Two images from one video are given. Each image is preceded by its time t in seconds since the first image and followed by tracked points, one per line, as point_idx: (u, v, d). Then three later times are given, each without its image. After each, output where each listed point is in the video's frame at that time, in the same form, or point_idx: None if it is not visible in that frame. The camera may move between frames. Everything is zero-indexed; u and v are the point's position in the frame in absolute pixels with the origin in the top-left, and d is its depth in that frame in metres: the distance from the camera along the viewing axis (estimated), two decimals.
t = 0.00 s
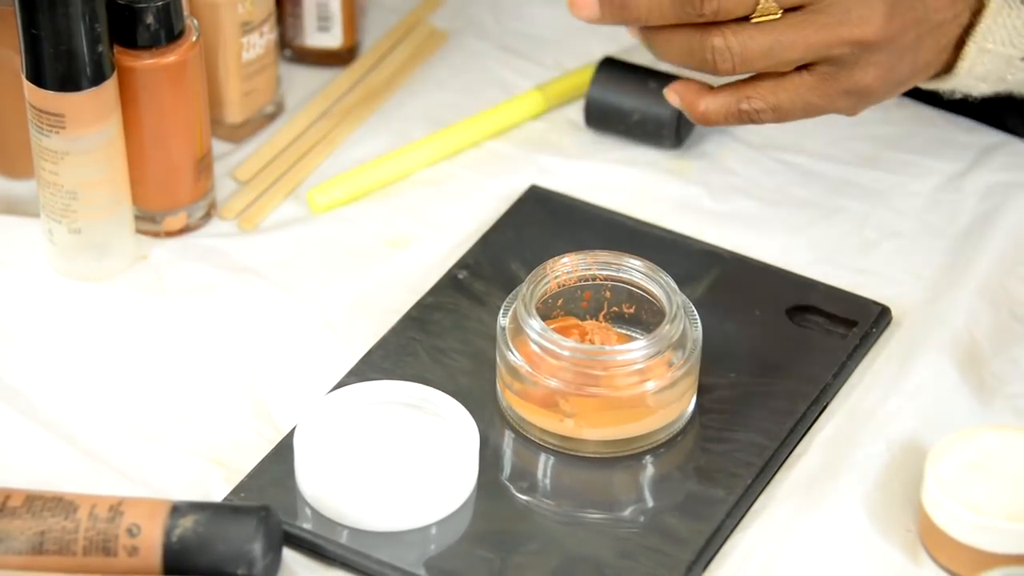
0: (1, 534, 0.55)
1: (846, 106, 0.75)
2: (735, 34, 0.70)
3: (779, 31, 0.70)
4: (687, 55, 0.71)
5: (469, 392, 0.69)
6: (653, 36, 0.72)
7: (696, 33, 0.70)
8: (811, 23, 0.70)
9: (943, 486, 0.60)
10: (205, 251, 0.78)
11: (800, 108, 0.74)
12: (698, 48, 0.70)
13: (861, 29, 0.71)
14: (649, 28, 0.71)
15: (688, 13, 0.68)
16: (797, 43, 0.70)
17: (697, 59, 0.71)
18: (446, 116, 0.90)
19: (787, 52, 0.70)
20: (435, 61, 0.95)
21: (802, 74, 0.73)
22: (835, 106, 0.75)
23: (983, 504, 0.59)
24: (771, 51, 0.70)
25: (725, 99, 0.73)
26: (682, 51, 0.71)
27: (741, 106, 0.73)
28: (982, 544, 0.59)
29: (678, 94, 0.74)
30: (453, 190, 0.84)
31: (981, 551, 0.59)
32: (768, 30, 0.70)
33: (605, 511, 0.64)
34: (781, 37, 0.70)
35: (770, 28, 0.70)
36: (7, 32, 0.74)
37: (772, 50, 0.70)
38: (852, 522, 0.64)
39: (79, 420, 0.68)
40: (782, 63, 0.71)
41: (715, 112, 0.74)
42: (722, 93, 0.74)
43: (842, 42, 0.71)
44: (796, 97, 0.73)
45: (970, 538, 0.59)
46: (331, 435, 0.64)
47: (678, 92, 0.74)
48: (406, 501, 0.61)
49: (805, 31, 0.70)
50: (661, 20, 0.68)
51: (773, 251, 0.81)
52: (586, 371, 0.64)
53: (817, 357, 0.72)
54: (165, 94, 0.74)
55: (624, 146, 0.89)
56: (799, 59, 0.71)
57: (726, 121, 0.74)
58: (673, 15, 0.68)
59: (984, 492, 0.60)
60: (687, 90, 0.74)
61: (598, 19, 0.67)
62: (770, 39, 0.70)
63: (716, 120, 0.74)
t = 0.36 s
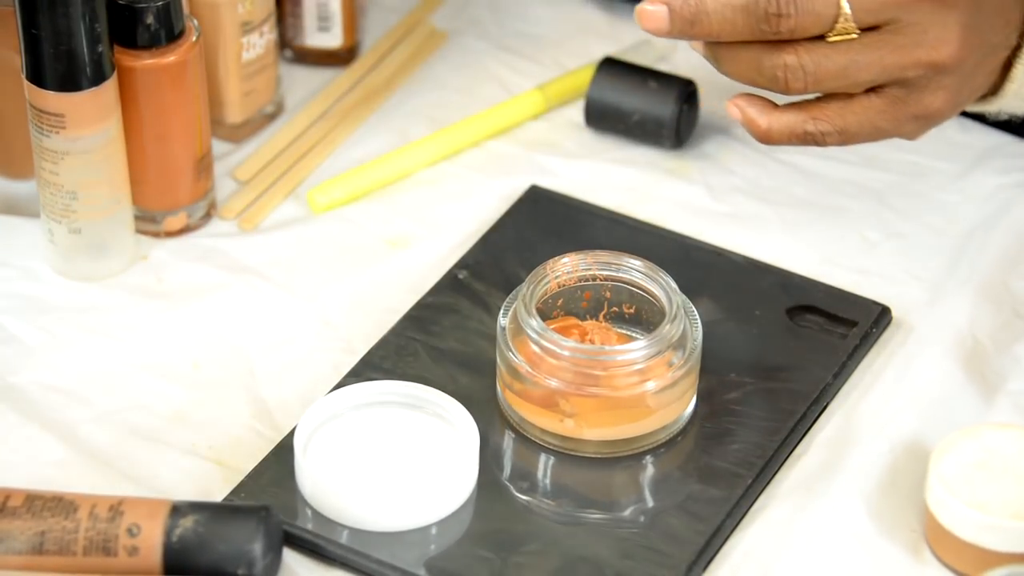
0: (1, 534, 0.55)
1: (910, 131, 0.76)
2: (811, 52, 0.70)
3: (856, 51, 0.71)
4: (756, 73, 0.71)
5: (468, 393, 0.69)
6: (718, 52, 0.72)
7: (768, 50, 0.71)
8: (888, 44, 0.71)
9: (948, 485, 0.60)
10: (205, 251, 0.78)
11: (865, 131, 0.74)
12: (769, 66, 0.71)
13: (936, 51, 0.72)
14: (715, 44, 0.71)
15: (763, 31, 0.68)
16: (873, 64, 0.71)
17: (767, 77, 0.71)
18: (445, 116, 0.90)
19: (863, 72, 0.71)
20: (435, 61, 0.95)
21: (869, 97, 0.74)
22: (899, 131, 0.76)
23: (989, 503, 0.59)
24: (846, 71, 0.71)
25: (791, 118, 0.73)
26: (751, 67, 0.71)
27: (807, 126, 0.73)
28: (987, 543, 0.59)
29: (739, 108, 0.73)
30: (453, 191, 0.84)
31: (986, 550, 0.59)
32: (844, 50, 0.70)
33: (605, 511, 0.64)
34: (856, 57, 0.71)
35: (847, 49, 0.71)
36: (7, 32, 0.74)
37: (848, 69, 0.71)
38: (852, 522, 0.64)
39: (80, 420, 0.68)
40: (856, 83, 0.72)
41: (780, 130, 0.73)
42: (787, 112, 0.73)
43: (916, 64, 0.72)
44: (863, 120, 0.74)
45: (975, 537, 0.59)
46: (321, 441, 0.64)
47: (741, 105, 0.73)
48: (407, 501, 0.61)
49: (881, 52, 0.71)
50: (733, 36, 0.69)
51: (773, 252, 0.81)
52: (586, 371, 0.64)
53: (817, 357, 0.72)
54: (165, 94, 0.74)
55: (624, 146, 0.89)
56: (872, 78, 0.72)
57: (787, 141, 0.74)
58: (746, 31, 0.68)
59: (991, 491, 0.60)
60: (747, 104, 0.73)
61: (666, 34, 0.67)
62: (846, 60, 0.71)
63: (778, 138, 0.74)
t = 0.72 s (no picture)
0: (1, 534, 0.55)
1: (937, 152, 0.73)
2: (838, 75, 0.68)
3: (884, 73, 0.68)
4: (781, 94, 0.69)
5: (468, 393, 0.69)
6: (744, 72, 0.70)
7: (793, 72, 0.69)
8: (915, 67, 0.68)
9: (951, 485, 0.60)
10: (205, 252, 0.78)
11: (890, 153, 0.72)
12: (795, 88, 0.69)
13: (964, 74, 0.69)
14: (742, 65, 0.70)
15: (790, 54, 0.67)
16: (900, 87, 0.68)
17: (791, 97, 0.69)
18: (446, 116, 0.90)
19: (892, 96, 0.69)
20: (435, 61, 0.95)
21: (896, 118, 0.71)
22: (926, 152, 0.73)
23: (992, 501, 0.59)
24: (873, 94, 0.68)
25: (814, 139, 0.71)
26: (776, 88, 0.69)
27: (831, 148, 0.71)
28: (989, 543, 0.59)
29: (761, 127, 0.71)
30: (453, 191, 0.84)
31: (988, 548, 0.59)
32: (872, 73, 0.68)
33: (605, 511, 0.64)
34: (883, 80, 0.68)
35: (874, 72, 0.68)
36: (7, 32, 0.74)
37: (875, 92, 0.68)
38: (852, 522, 0.64)
39: (80, 420, 0.68)
40: (882, 107, 0.69)
41: (803, 152, 0.71)
42: (811, 134, 0.71)
43: (944, 87, 0.69)
44: (889, 142, 0.71)
45: (977, 535, 0.59)
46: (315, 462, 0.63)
47: (763, 125, 0.71)
48: (407, 501, 0.61)
49: (908, 75, 0.68)
50: (762, 58, 0.67)
51: (773, 252, 0.81)
52: (586, 371, 0.64)
53: (817, 357, 0.72)
54: (165, 94, 0.74)
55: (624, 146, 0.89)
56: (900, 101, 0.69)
57: (811, 162, 0.72)
58: (773, 54, 0.67)
59: (994, 490, 0.60)
60: (771, 125, 0.71)
61: (689, 53, 0.67)
62: (874, 83, 0.68)
63: (801, 160, 0.71)
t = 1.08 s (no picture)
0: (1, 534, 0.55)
1: (954, 159, 0.73)
2: (856, 82, 0.69)
3: (903, 80, 0.69)
4: (800, 101, 0.71)
5: (468, 393, 0.69)
6: (762, 78, 0.71)
7: (812, 78, 0.70)
8: (933, 74, 0.69)
9: (951, 484, 0.60)
10: (205, 252, 0.78)
11: (908, 160, 0.72)
12: (813, 94, 0.70)
13: (982, 81, 0.70)
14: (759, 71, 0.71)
15: (808, 60, 0.68)
16: (919, 94, 0.69)
17: (810, 104, 0.70)
18: (446, 116, 0.90)
19: (911, 102, 0.70)
20: (435, 62, 0.95)
21: (913, 125, 0.72)
22: (945, 159, 0.73)
23: (991, 501, 0.60)
24: (891, 102, 0.69)
25: (831, 146, 0.72)
26: (795, 95, 0.70)
27: (848, 155, 0.72)
28: (989, 543, 0.59)
29: (777, 133, 0.72)
30: (453, 191, 0.84)
31: (986, 548, 0.59)
32: (889, 80, 0.69)
33: (605, 511, 0.64)
34: (902, 87, 0.69)
35: (893, 79, 0.69)
36: (7, 32, 0.74)
37: (894, 100, 0.69)
38: (853, 521, 0.64)
39: (81, 419, 0.68)
40: (900, 113, 0.70)
41: (820, 159, 0.72)
42: (828, 140, 0.72)
43: (963, 94, 0.70)
44: (905, 149, 0.72)
45: (977, 536, 0.59)
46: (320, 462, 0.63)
47: (779, 130, 0.71)
48: (408, 501, 0.61)
49: (927, 82, 0.69)
50: (780, 63, 0.68)
51: (773, 252, 0.80)
52: (586, 371, 0.64)
53: (817, 357, 0.72)
54: (165, 94, 0.74)
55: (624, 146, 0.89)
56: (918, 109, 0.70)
57: (827, 169, 0.72)
58: (791, 60, 0.68)
59: (994, 489, 0.60)
60: (786, 131, 0.71)
61: (706, 58, 0.68)
62: (892, 90, 0.69)
63: (818, 166, 0.72)
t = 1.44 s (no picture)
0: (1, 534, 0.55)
1: (977, 161, 0.74)
2: (884, 82, 0.69)
3: (930, 81, 0.69)
4: (826, 102, 0.70)
5: (469, 393, 0.69)
6: (787, 78, 0.70)
7: (839, 79, 0.69)
8: (961, 76, 0.69)
9: (950, 485, 0.60)
10: (204, 252, 0.78)
11: (932, 161, 0.72)
12: (840, 94, 0.69)
13: (1008, 84, 0.70)
14: (784, 71, 0.70)
15: (836, 60, 0.67)
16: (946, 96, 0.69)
17: (836, 104, 0.70)
18: (445, 116, 0.90)
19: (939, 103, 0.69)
20: (435, 61, 0.95)
21: (938, 126, 0.72)
22: (968, 160, 0.74)
23: (991, 501, 0.60)
24: (918, 103, 0.69)
25: (857, 147, 0.72)
26: (821, 95, 0.70)
27: (873, 156, 0.72)
28: (989, 543, 0.59)
29: (801, 132, 0.71)
30: (453, 191, 0.84)
31: (987, 548, 0.59)
32: (917, 80, 0.69)
33: (605, 511, 0.64)
34: (930, 88, 0.69)
35: (921, 80, 0.69)
36: (7, 32, 0.74)
37: (922, 101, 0.69)
38: (853, 521, 0.64)
39: (81, 419, 0.68)
40: (929, 114, 0.70)
41: (844, 159, 0.71)
42: (853, 141, 0.72)
43: (987, 97, 0.70)
44: (930, 150, 0.72)
45: (977, 536, 0.59)
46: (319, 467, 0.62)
47: (803, 130, 0.71)
48: (408, 501, 0.61)
49: (955, 84, 0.69)
50: (807, 64, 0.68)
51: (773, 252, 0.80)
52: (586, 371, 0.64)
53: (817, 356, 0.72)
54: (166, 94, 0.74)
55: (624, 145, 0.89)
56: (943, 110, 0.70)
57: (852, 169, 0.72)
58: (818, 60, 0.67)
59: (994, 490, 0.60)
60: (811, 131, 0.71)
61: (732, 58, 0.67)
62: (920, 91, 0.69)
63: (842, 166, 0.72)
